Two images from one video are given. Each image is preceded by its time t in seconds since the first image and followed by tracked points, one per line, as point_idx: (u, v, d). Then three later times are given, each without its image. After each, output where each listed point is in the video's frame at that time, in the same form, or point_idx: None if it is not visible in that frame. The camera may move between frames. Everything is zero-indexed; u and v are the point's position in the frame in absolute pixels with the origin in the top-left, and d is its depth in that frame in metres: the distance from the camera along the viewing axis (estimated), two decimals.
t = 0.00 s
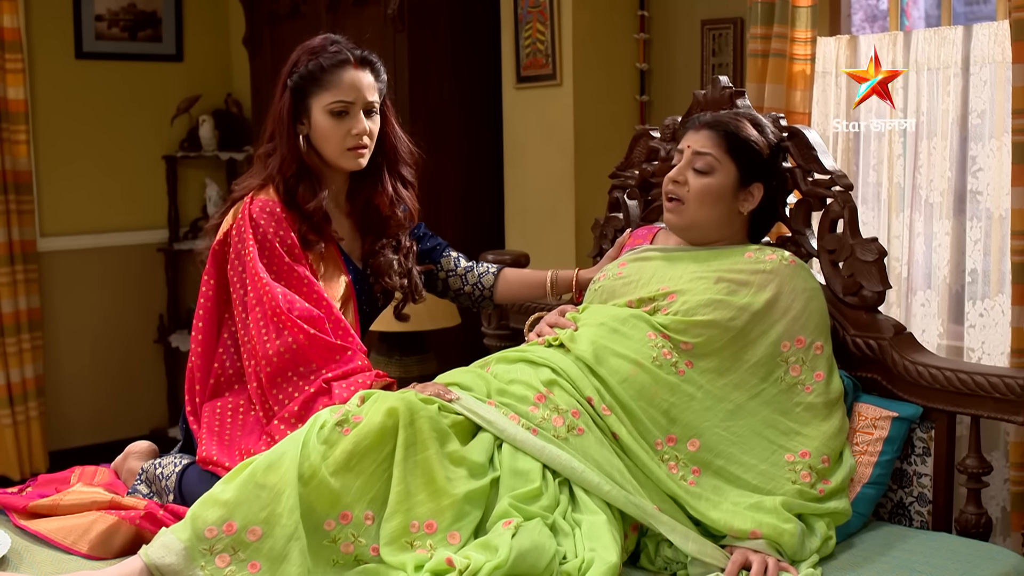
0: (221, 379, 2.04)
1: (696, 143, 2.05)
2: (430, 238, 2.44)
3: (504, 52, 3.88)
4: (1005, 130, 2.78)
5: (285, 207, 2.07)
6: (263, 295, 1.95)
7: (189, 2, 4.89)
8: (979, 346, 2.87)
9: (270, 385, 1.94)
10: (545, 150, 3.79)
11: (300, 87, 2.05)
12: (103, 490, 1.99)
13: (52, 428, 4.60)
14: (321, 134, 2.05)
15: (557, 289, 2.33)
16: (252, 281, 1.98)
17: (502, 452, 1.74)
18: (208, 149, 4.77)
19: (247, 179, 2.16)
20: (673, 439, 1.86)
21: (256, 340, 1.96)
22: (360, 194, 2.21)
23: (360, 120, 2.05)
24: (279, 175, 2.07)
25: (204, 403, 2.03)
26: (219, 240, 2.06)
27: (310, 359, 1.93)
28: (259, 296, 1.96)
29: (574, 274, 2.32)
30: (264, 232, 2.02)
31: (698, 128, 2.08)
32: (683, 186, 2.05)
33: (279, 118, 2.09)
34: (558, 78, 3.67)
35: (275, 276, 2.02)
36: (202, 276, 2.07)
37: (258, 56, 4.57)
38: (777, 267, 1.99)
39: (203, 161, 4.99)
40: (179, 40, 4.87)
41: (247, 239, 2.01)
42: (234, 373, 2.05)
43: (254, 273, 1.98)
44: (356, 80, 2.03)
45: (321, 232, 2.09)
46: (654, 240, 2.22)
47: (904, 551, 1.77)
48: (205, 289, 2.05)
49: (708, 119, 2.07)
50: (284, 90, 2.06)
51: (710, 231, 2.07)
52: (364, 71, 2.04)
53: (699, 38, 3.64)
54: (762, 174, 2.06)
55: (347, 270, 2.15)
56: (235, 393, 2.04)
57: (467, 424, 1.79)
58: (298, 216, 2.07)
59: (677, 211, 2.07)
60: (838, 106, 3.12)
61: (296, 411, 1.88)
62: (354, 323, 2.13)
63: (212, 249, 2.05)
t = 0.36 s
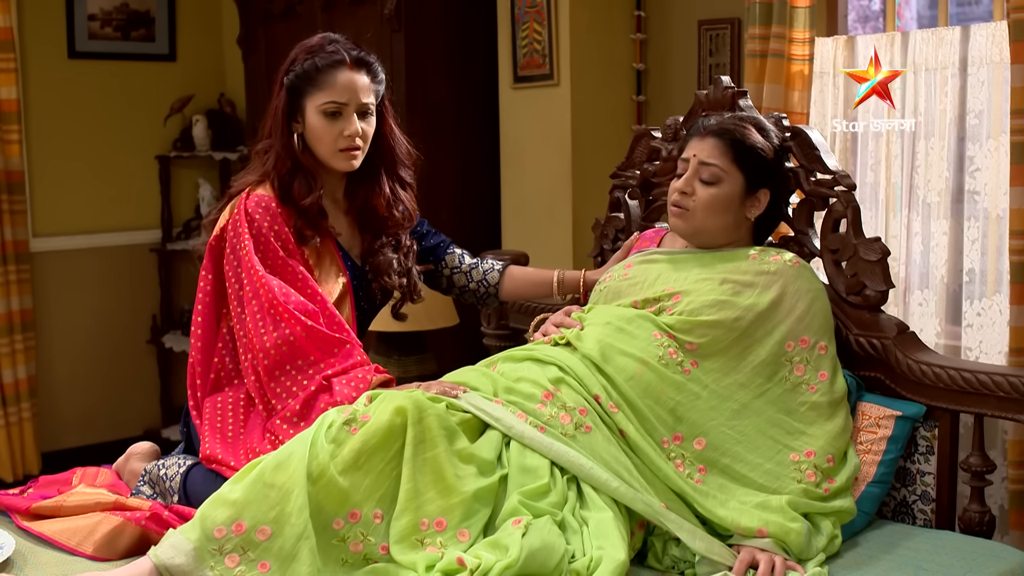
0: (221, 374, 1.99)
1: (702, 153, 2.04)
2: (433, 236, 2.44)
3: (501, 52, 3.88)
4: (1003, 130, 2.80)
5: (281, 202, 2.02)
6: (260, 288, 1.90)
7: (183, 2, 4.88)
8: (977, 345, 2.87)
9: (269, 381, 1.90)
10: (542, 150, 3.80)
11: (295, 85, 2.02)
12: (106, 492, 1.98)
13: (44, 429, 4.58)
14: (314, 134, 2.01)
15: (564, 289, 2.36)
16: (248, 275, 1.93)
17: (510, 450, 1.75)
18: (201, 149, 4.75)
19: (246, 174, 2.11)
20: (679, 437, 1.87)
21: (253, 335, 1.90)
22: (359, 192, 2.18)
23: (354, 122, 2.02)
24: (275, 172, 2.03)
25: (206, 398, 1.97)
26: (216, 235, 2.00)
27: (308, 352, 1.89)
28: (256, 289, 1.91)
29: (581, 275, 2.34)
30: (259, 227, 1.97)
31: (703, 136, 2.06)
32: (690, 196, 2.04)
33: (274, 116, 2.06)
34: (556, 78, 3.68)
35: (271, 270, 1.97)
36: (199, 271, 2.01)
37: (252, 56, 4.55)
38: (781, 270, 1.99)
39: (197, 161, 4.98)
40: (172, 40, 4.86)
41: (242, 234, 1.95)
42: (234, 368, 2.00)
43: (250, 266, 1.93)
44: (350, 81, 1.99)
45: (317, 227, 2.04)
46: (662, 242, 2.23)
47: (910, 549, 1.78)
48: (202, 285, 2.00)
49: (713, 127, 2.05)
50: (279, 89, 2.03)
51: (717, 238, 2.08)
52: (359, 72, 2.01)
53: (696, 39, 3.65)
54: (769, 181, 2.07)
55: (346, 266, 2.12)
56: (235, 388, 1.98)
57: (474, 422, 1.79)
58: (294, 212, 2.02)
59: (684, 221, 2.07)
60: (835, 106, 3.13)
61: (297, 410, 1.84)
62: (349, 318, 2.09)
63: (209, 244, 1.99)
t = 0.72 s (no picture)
0: (221, 376, 1.98)
1: (685, 151, 2.07)
2: (434, 239, 2.43)
3: (495, 52, 3.88)
4: (996, 131, 2.82)
5: (283, 205, 2.01)
6: (263, 291, 1.90)
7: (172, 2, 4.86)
8: (970, 343, 2.90)
9: (272, 383, 1.89)
10: (536, 150, 3.80)
11: (300, 85, 2.02)
12: (107, 493, 1.98)
13: (33, 430, 4.56)
14: (317, 134, 2.01)
15: (565, 291, 2.35)
16: (250, 278, 1.92)
17: (515, 449, 1.75)
18: (191, 149, 4.74)
19: (248, 174, 2.10)
20: (680, 436, 1.87)
21: (255, 338, 1.90)
22: (361, 194, 2.17)
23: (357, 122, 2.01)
24: (277, 172, 2.02)
25: (207, 399, 1.97)
26: (217, 237, 1.99)
27: (311, 356, 1.88)
28: (259, 292, 1.90)
29: (581, 277, 2.34)
30: (260, 230, 1.96)
31: (687, 136, 2.09)
32: (677, 194, 2.07)
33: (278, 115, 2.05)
34: (550, 78, 3.68)
35: (272, 274, 1.96)
36: (200, 273, 2.00)
37: (243, 56, 4.54)
38: (779, 266, 2.01)
39: (186, 161, 4.96)
40: (162, 40, 4.84)
41: (243, 237, 1.95)
42: (235, 370, 1.99)
43: (252, 270, 1.92)
44: (356, 82, 1.99)
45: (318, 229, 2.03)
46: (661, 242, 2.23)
47: (912, 546, 1.79)
48: (203, 285, 1.99)
49: (697, 126, 2.08)
50: (284, 88, 2.03)
51: (709, 234, 2.09)
52: (364, 73, 2.01)
53: (690, 39, 3.66)
54: (755, 173, 2.08)
55: (348, 269, 2.11)
56: (236, 390, 1.97)
57: (478, 421, 1.79)
58: (295, 214, 2.01)
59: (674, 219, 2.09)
60: (829, 107, 3.15)
61: (300, 410, 1.84)
62: (353, 323, 2.08)
63: (210, 245, 1.98)
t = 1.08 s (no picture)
0: (227, 376, 2.01)
1: (686, 151, 2.08)
2: (438, 240, 2.45)
3: (489, 51, 3.89)
4: (991, 130, 2.84)
5: (290, 204, 2.02)
6: (273, 293, 1.91)
7: None
8: (966, 341, 2.92)
9: (282, 383, 1.91)
10: (531, 148, 3.80)
11: (312, 83, 2.01)
12: (111, 492, 1.97)
13: (23, 431, 4.54)
14: (330, 131, 2.01)
15: (568, 290, 2.39)
16: (259, 279, 1.93)
17: (523, 446, 1.76)
18: (182, 148, 4.72)
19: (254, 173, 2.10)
20: (690, 431, 1.89)
21: (266, 338, 1.92)
22: (368, 195, 2.16)
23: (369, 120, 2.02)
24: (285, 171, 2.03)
25: (213, 399, 1.99)
26: (224, 236, 2.01)
27: (322, 356, 1.90)
28: (269, 293, 1.92)
29: (583, 276, 2.38)
30: (269, 231, 1.97)
31: (686, 136, 2.11)
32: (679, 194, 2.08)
33: (288, 113, 2.04)
34: (545, 77, 3.68)
35: (281, 276, 1.97)
36: (207, 272, 2.02)
37: (235, 54, 4.52)
38: (782, 266, 2.02)
39: (176, 159, 4.94)
40: (152, 38, 4.82)
41: (252, 238, 1.95)
42: (240, 370, 2.01)
43: (262, 271, 1.93)
44: (371, 81, 1.99)
45: (327, 228, 2.03)
46: (664, 241, 2.25)
47: (917, 542, 1.81)
48: (210, 285, 2.00)
49: (697, 126, 2.10)
50: (296, 85, 2.01)
51: (711, 233, 2.10)
52: (378, 72, 2.02)
53: (684, 38, 3.67)
54: (756, 171, 2.09)
55: (355, 270, 2.12)
56: (242, 390, 2.00)
57: (486, 419, 1.79)
58: (303, 212, 2.02)
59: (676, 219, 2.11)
60: (824, 106, 3.17)
61: (310, 408, 1.86)
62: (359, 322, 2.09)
63: (217, 244, 2.00)
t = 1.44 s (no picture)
0: (238, 373, 2.01)
1: (701, 149, 2.09)
2: (446, 237, 2.49)
3: (490, 49, 3.89)
4: (994, 129, 2.85)
5: (304, 200, 2.03)
6: (285, 290, 1.92)
7: None
8: (968, 339, 2.93)
9: (293, 381, 1.91)
10: (533, 147, 3.81)
11: (330, 80, 2.02)
12: (121, 492, 1.97)
13: (20, 430, 4.52)
14: (348, 129, 2.03)
15: (576, 289, 2.42)
16: (271, 275, 1.94)
17: (537, 446, 1.77)
18: (179, 147, 4.72)
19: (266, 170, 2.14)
20: (699, 434, 1.89)
21: (277, 336, 1.92)
22: (380, 194, 2.19)
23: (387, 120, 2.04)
24: (301, 168, 2.04)
25: (224, 397, 2.00)
26: (235, 232, 2.03)
27: (334, 355, 1.90)
28: (281, 291, 1.92)
29: (591, 275, 2.41)
30: (282, 227, 1.98)
31: (701, 133, 2.11)
32: (695, 192, 2.09)
33: (305, 110, 2.04)
34: (547, 75, 3.69)
35: (292, 273, 1.98)
36: (218, 269, 2.03)
37: (233, 53, 4.51)
38: (793, 265, 2.03)
39: (173, 158, 4.92)
40: (149, 37, 4.81)
41: (265, 234, 1.96)
42: (251, 368, 2.02)
43: (274, 268, 1.94)
44: (389, 80, 2.02)
45: (339, 226, 2.05)
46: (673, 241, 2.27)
47: (929, 539, 1.82)
48: (221, 281, 2.01)
49: (711, 123, 2.10)
50: (314, 82, 2.03)
51: (726, 231, 2.11)
52: (395, 72, 2.04)
53: (686, 38, 3.68)
54: (771, 170, 2.10)
55: (367, 270, 2.14)
56: (253, 387, 2.00)
57: (500, 418, 1.80)
58: (316, 209, 2.04)
59: (691, 217, 2.12)
60: (827, 105, 3.18)
61: (322, 408, 1.85)
62: (370, 318, 2.11)
63: (228, 241, 2.03)
